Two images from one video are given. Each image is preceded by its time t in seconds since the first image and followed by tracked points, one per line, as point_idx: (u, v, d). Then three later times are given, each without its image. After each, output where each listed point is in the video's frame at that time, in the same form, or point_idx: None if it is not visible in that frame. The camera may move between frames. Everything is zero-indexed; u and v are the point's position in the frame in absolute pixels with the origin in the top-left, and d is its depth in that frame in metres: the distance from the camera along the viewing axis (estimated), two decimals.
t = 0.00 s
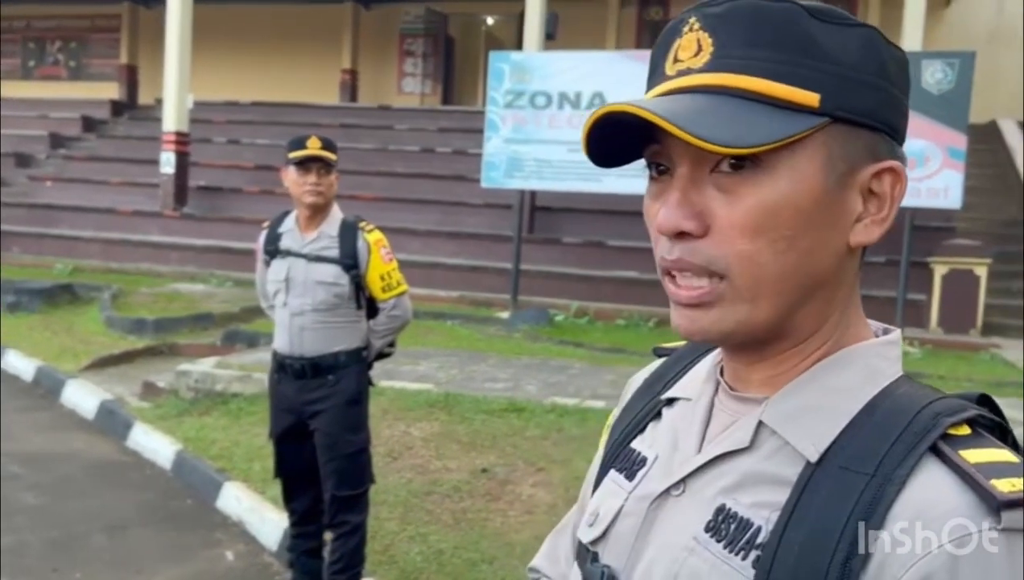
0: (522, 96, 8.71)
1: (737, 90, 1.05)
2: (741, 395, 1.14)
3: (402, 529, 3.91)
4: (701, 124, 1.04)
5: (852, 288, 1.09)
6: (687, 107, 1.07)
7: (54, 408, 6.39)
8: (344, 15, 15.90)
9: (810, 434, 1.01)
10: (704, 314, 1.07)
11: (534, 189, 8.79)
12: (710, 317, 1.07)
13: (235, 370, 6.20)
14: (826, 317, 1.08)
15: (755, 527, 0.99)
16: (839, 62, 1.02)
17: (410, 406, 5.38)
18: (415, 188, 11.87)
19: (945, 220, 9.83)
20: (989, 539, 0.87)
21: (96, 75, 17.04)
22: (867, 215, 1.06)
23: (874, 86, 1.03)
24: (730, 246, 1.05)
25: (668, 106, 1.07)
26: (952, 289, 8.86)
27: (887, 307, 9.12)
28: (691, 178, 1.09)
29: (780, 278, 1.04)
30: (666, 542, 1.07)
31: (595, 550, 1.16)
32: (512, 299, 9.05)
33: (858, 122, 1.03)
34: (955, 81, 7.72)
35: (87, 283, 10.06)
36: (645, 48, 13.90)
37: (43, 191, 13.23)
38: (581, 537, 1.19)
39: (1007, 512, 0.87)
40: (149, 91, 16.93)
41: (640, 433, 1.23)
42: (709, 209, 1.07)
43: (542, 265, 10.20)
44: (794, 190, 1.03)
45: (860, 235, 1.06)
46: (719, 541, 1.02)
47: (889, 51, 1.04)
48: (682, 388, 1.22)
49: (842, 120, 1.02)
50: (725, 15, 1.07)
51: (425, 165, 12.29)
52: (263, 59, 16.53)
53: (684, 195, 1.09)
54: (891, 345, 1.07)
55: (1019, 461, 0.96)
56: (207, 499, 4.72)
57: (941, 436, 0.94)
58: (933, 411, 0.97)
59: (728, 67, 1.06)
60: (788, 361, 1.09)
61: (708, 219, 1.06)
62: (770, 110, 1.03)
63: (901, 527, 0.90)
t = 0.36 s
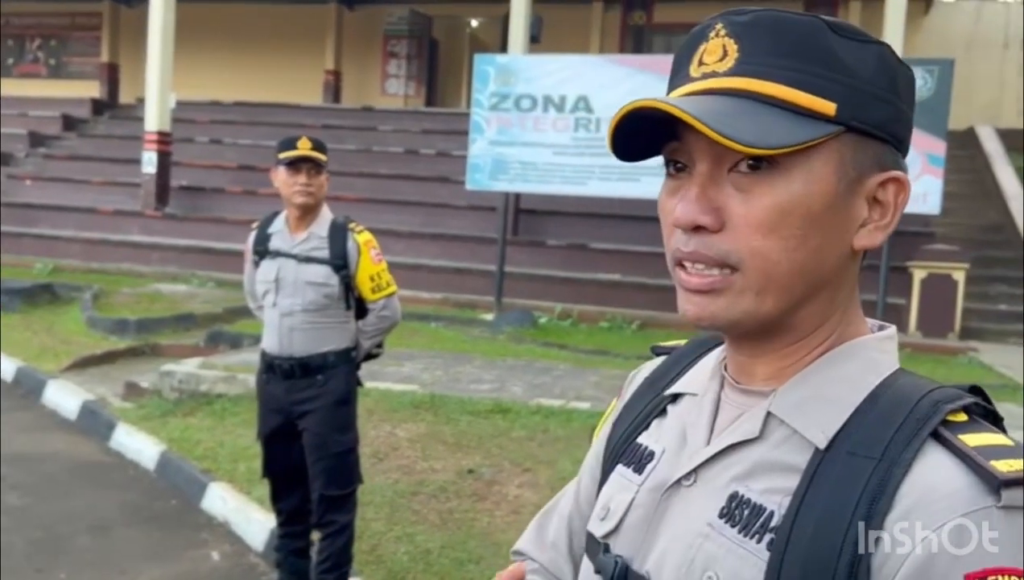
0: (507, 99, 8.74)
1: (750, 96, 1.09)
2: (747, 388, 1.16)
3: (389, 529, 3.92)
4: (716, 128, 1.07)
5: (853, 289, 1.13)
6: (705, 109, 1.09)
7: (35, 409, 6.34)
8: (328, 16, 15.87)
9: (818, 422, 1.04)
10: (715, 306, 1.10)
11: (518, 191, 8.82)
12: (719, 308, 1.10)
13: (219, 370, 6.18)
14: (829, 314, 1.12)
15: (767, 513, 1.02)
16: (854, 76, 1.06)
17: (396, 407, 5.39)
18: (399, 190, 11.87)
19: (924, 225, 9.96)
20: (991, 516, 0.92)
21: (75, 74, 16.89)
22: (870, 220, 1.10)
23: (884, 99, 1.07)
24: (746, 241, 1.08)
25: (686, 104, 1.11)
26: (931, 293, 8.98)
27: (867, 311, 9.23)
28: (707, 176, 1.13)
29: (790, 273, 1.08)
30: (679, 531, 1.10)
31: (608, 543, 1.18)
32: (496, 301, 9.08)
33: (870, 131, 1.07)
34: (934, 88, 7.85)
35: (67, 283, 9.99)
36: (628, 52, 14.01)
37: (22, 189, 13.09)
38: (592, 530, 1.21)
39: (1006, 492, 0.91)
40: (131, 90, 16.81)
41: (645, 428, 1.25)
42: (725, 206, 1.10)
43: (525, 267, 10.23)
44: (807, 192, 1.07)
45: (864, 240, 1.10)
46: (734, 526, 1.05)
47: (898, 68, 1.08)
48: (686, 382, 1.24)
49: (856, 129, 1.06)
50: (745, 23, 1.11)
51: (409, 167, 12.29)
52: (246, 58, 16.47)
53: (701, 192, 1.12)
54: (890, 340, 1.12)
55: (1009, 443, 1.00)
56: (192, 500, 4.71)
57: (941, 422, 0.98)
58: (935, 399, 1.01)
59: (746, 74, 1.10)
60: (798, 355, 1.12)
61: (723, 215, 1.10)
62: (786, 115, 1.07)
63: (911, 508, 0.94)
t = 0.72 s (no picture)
0: (499, 103, 8.78)
1: (730, 108, 1.11)
2: (747, 386, 1.19)
3: (382, 530, 3.94)
4: (692, 135, 1.11)
5: (823, 288, 1.14)
6: (682, 122, 1.14)
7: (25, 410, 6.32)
8: (319, 18, 15.86)
9: (825, 422, 1.07)
10: (674, 303, 1.16)
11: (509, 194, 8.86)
12: (680, 304, 1.15)
13: (211, 371, 6.18)
14: (789, 314, 1.14)
15: (778, 509, 1.06)
16: (807, 80, 1.08)
17: (388, 409, 5.41)
18: (390, 192, 11.89)
19: (911, 231, 10.06)
20: (991, 513, 0.97)
21: (64, 74, 16.81)
22: (834, 219, 1.11)
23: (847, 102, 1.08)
24: (700, 239, 1.13)
25: (668, 115, 1.15)
26: (918, 298, 9.07)
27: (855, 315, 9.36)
28: (679, 178, 1.17)
29: (743, 271, 1.11)
30: (691, 526, 1.13)
31: (618, 538, 1.20)
32: (487, 304, 9.12)
33: (825, 134, 1.08)
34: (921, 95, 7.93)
35: (56, 283, 9.96)
36: (619, 57, 14.10)
37: (10, 189, 13.02)
38: (599, 526, 1.23)
39: (1006, 489, 0.96)
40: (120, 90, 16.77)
41: (650, 424, 1.27)
42: (688, 207, 1.14)
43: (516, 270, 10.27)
44: (759, 193, 1.10)
45: (827, 239, 1.11)
46: (745, 522, 1.08)
47: (875, 69, 1.08)
48: (687, 381, 1.27)
49: (805, 129, 1.08)
50: (716, 43, 1.16)
51: (399, 170, 12.31)
52: (236, 60, 16.45)
53: (672, 193, 1.16)
54: (884, 341, 1.14)
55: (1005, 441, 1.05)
56: (184, 500, 4.72)
57: (944, 423, 1.02)
58: (935, 399, 1.05)
59: (722, 85, 1.13)
60: (769, 352, 1.16)
61: (686, 216, 1.14)
62: (761, 123, 1.09)
63: (916, 507, 0.98)
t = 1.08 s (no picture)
0: (501, 105, 8.80)
1: (734, 104, 1.13)
2: (750, 384, 1.20)
3: (385, 530, 3.96)
4: (690, 130, 1.14)
5: (817, 280, 1.13)
6: (686, 118, 1.16)
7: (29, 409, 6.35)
8: (321, 20, 15.89)
9: (820, 425, 1.07)
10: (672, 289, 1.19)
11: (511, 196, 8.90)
12: (677, 290, 1.19)
13: (214, 372, 6.20)
14: (782, 303, 1.14)
15: (771, 509, 1.06)
16: (802, 74, 1.09)
17: (391, 410, 5.43)
18: (391, 194, 11.92)
19: (912, 234, 10.10)
20: (982, 518, 0.96)
21: (66, 75, 16.86)
22: (824, 209, 1.11)
23: (838, 96, 1.08)
24: (695, 227, 1.16)
25: (669, 113, 1.17)
26: (918, 301, 9.09)
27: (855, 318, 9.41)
28: (685, 173, 1.19)
29: (731, 255, 1.13)
30: (688, 523, 1.14)
31: (621, 532, 1.22)
32: (488, 306, 9.15)
33: (814, 125, 1.09)
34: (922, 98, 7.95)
35: (59, 284, 9.98)
36: (620, 59, 14.14)
37: (12, 190, 13.04)
38: (605, 520, 1.25)
39: (995, 495, 0.95)
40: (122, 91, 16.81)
41: (657, 423, 1.30)
42: (688, 199, 1.18)
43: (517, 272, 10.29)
44: (749, 182, 1.12)
45: (816, 228, 1.11)
46: (739, 522, 1.09)
47: (869, 66, 1.08)
48: (696, 381, 1.29)
49: (798, 122, 1.09)
50: (725, 50, 1.18)
51: (401, 172, 12.35)
52: (238, 61, 16.49)
53: (678, 187, 1.20)
54: (888, 343, 1.13)
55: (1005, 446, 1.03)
56: (187, 500, 4.74)
57: (937, 427, 1.02)
58: (930, 403, 1.04)
59: (731, 82, 1.14)
60: (766, 343, 1.17)
61: (686, 207, 1.18)
62: (759, 121, 1.11)
63: (905, 510, 0.98)
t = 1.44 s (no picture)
0: (515, 106, 8.82)
1: (733, 110, 1.10)
2: (761, 381, 1.18)
3: (399, 529, 3.99)
4: (691, 132, 1.12)
5: (817, 279, 1.10)
6: (688, 122, 1.14)
7: (49, 408, 6.42)
8: (336, 22, 15.97)
9: (822, 421, 1.05)
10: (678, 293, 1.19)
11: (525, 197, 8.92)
12: (683, 293, 1.18)
13: (230, 372, 6.25)
14: (782, 303, 1.12)
15: (773, 503, 1.05)
16: (796, 76, 1.06)
17: (405, 410, 5.46)
18: (405, 195, 11.96)
19: (928, 235, 10.05)
20: (977, 520, 0.93)
21: (84, 78, 17.02)
22: (821, 208, 1.08)
23: (833, 97, 1.05)
24: (697, 230, 1.15)
25: (669, 117, 1.16)
26: (934, 302, 9.04)
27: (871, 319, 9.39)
28: (689, 175, 1.18)
29: (731, 257, 1.12)
30: (695, 516, 1.13)
31: (631, 522, 1.22)
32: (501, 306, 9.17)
33: (809, 125, 1.06)
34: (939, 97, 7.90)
35: (78, 284, 10.08)
36: (634, 60, 14.15)
37: (31, 192, 13.18)
38: (618, 510, 1.25)
39: (993, 496, 0.92)
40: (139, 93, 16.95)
41: (673, 419, 1.30)
42: (691, 202, 1.16)
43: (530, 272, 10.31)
44: (746, 184, 1.10)
45: (814, 227, 1.08)
46: (741, 515, 1.07)
47: (865, 63, 1.04)
48: (712, 378, 1.29)
49: (791, 123, 1.06)
50: (723, 53, 1.15)
51: (415, 173, 12.39)
52: (254, 63, 16.60)
53: (683, 190, 1.18)
54: (896, 342, 1.10)
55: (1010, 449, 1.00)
56: (204, 499, 4.78)
57: (939, 427, 0.99)
58: (933, 405, 1.01)
59: (729, 87, 1.11)
60: (771, 344, 1.15)
61: (691, 210, 1.16)
62: (757, 123, 1.08)
63: (900, 508, 0.95)
